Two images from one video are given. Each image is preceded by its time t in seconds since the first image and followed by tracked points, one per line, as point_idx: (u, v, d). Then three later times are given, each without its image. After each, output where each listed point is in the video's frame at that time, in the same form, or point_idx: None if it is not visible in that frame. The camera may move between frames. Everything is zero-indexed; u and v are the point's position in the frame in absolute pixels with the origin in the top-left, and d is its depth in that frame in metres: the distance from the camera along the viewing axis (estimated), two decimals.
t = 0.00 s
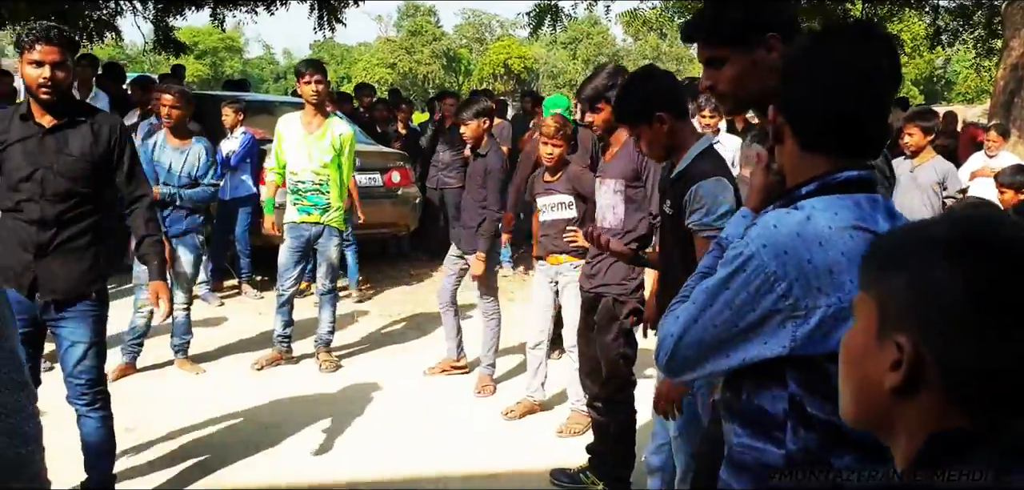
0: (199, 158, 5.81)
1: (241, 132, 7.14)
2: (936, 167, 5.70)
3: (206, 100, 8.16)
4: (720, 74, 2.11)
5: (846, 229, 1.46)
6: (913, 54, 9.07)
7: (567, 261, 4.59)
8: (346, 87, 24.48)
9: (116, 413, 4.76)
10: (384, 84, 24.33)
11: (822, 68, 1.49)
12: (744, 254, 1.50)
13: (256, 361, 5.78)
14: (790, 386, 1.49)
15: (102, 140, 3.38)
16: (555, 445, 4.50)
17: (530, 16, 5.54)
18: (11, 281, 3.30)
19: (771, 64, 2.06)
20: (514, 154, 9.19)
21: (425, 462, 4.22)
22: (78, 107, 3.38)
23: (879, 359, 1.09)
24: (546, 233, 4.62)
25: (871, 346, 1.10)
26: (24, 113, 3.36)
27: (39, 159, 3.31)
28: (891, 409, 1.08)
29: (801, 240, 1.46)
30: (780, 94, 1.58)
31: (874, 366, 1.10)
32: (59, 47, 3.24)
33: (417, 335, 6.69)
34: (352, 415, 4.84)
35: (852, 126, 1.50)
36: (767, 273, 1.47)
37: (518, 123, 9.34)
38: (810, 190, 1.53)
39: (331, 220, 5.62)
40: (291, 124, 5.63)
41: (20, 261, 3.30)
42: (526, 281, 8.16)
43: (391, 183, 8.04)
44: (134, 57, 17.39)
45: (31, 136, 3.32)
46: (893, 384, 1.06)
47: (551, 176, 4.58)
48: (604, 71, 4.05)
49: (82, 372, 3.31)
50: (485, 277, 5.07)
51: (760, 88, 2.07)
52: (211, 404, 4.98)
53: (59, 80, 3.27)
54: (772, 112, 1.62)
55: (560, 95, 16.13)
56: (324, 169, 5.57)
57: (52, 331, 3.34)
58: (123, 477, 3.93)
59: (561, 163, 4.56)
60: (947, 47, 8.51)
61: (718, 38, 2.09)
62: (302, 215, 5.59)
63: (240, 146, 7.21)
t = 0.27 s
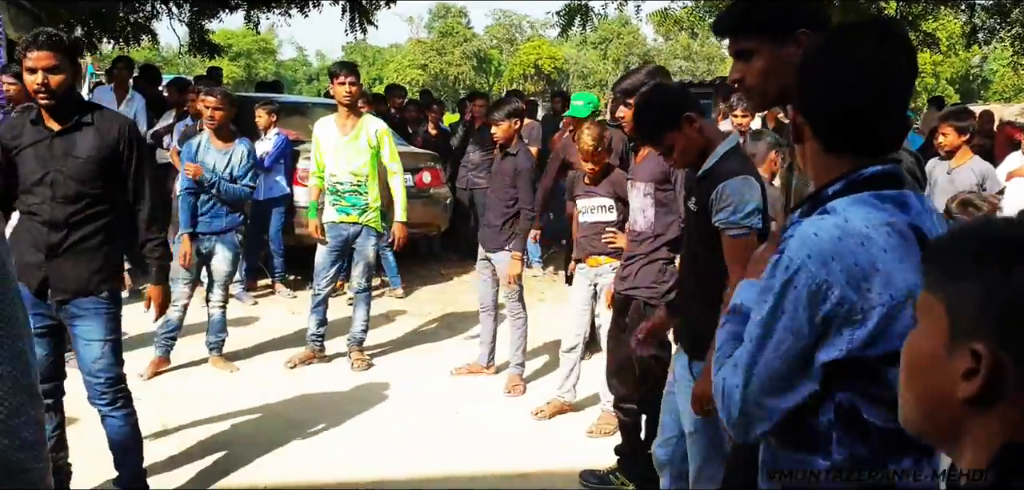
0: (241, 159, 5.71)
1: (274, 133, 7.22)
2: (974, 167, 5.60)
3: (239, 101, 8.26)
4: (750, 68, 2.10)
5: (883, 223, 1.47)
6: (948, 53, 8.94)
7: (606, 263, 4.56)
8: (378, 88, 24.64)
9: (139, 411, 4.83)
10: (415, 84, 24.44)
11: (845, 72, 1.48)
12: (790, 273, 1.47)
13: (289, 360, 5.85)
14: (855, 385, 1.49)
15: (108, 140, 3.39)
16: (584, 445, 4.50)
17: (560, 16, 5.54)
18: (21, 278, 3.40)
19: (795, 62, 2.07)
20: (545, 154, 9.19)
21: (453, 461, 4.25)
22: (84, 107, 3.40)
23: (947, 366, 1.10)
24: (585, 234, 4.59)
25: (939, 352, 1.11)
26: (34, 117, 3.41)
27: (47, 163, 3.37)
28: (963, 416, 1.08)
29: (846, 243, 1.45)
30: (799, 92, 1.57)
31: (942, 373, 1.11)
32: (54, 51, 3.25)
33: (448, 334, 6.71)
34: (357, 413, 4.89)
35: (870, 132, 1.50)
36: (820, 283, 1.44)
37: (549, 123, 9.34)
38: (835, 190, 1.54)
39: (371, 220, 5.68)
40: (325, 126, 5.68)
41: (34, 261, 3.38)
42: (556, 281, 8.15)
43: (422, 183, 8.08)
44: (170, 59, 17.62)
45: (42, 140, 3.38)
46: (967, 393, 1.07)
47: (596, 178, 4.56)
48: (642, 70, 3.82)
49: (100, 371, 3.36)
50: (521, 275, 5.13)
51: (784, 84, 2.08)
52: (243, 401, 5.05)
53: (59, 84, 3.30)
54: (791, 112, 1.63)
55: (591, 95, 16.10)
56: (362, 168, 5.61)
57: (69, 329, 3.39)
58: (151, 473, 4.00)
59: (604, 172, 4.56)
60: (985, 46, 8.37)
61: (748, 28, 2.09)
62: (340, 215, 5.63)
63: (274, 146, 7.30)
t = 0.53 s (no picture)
0: (279, 159, 5.81)
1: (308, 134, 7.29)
2: (1015, 167, 5.49)
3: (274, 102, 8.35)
4: (793, 59, 2.18)
5: (918, 224, 1.46)
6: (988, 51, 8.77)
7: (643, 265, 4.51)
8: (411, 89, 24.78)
9: (172, 410, 4.88)
10: (447, 85, 24.53)
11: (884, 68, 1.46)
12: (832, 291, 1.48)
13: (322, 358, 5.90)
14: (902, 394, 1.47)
15: (136, 137, 3.48)
16: (617, 446, 4.49)
17: (592, 16, 5.53)
18: (51, 275, 3.43)
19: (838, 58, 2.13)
20: (576, 154, 9.17)
21: (483, 461, 4.25)
22: (109, 106, 3.48)
23: None
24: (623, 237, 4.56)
25: None
26: (60, 116, 3.48)
27: (75, 161, 3.42)
28: None
29: (885, 249, 1.44)
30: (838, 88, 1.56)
31: None
32: (77, 50, 3.32)
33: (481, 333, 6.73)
34: (379, 411, 4.92)
35: (905, 131, 1.49)
36: (869, 288, 1.44)
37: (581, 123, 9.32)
38: (864, 193, 1.54)
39: (406, 220, 5.71)
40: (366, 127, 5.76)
41: (64, 258, 3.41)
42: (588, 281, 8.14)
43: (454, 183, 8.11)
44: (205, 60, 17.85)
45: (68, 137, 3.44)
46: None
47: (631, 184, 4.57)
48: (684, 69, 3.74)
49: (133, 365, 3.43)
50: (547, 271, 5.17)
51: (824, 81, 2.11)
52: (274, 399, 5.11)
53: (81, 82, 3.36)
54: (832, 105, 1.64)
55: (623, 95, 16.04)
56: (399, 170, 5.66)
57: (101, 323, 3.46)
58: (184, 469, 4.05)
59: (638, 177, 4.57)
60: None
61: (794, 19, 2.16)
62: (377, 214, 5.68)
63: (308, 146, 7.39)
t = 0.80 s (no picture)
0: (306, 158, 5.85)
1: (335, 134, 7.35)
2: None
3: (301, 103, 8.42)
4: (824, 53, 2.17)
5: (964, 222, 1.47)
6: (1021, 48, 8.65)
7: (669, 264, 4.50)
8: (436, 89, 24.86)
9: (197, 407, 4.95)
10: (472, 85, 24.57)
11: (906, 75, 1.45)
12: (912, 281, 1.39)
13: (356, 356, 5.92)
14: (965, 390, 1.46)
15: (159, 135, 3.52)
16: (642, 447, 4.47)
17: (619, 14, 5.53)
18: (79, 274, 3.49)
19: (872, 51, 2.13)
20: (601, 155, 9.16)
21: (507, 460, 4.26)
22: (133, 103, 3.52)
23: None
24: (650, 235, 4.54)
25: None
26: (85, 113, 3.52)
27: (101, 160, 3.48)
28: None
29: (948, 243, 1.42)
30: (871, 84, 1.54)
31: None
32: (95, 54, 3.39)
33: (504, 333, 6.73)
34: (410, 409, 4.94)
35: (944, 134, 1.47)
36: (944, 278, 1.40)
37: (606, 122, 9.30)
38: (899, 190, 1.50)
39: (429, 219, 5.72)
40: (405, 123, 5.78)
41: (90, 256, 3.46)
42: (613, 282, 8.12)
43: (479, 183, 8.12)
44: (234, 61, 18.03)
45: (94, 134, 3.50)
46: None
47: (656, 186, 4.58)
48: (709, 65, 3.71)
49: (159, 362, 3.46)
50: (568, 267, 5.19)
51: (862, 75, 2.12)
52: (301, 398, 5.14)
53: (99, 82, 3.42)
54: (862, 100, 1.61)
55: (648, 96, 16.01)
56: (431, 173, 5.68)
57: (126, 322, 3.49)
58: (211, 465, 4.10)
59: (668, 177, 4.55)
60: None
61: (825, 13, 2.15)
62: (402, 211, 5.71)
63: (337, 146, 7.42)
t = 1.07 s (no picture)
0: (317, 155, 6.04)
1: (358, 135, 7.39)
2: None
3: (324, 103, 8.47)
4: (833, 48, 2.13)
5: (990, 227, 1.46)
6: None
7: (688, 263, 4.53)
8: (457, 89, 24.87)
9: (225, 404, 5.00)
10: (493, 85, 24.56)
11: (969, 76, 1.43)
12: (930, 290, 1.39)
13: (377, 355, 5.93)
14: (975, 396, 1.47)
15: (182, 138, 3.60)
16: (664, 447, 4.46)
17: (642, 14, 5.52)
18: (104, 273, 3.53)
19: (879, 47, 2.10)
20: (623, 154, 9.14)
21: (529, 460, 4.26)
22: (157, 107, 3.61)
23: None
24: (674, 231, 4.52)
25: None
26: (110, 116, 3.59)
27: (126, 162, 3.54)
28: None
29: (971, 251, 1.41)
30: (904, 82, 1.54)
31: None
32: (114, 58, 3.42)
33: (526, 332, 6.74)
34: (427, 408, 4.96)
35: (977, 137, 1.46)
36: (963, 287, 1.40)
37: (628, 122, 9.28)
38: (926, 189, 1.49)
39: (450, 218, 5.74)
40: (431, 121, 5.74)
41: (115, 256, 3.50)
42: (634, 282, 8.10)
43: (501, 183, 8.14)
44: (258, 62, 18.18)
45: (120, 138, 3.58)
46: None
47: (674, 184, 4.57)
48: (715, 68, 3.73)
49: (188, 361, 3.50)
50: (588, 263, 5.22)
51: (889, 75, 2.10)
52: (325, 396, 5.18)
53: (115, 84, 3.45)
54: (897, 96, 1.59)
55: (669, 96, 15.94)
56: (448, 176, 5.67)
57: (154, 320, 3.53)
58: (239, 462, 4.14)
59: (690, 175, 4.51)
60: None
61: (834, 8, 2.12)
62: (422, 209, 5.74)
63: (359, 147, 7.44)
